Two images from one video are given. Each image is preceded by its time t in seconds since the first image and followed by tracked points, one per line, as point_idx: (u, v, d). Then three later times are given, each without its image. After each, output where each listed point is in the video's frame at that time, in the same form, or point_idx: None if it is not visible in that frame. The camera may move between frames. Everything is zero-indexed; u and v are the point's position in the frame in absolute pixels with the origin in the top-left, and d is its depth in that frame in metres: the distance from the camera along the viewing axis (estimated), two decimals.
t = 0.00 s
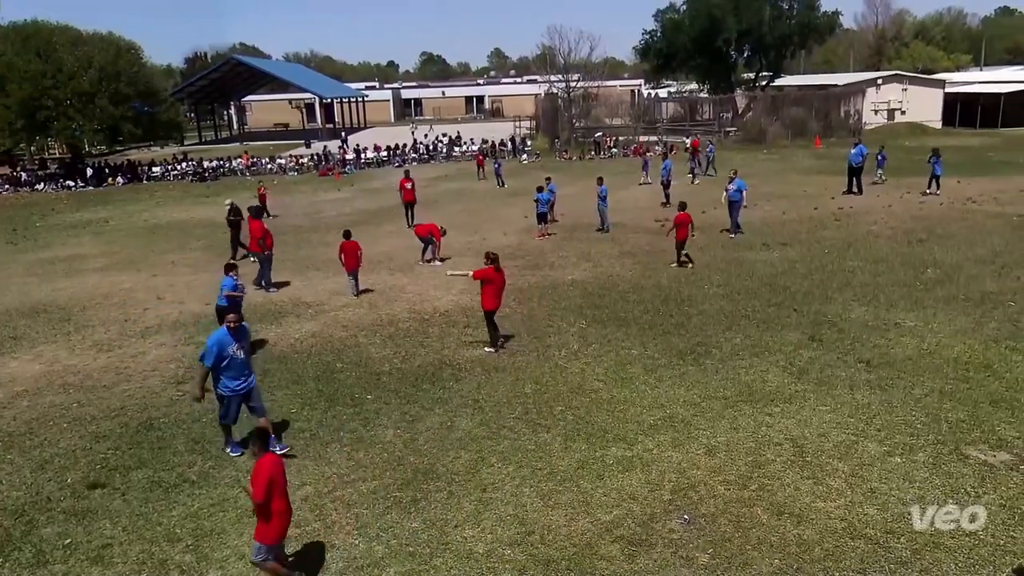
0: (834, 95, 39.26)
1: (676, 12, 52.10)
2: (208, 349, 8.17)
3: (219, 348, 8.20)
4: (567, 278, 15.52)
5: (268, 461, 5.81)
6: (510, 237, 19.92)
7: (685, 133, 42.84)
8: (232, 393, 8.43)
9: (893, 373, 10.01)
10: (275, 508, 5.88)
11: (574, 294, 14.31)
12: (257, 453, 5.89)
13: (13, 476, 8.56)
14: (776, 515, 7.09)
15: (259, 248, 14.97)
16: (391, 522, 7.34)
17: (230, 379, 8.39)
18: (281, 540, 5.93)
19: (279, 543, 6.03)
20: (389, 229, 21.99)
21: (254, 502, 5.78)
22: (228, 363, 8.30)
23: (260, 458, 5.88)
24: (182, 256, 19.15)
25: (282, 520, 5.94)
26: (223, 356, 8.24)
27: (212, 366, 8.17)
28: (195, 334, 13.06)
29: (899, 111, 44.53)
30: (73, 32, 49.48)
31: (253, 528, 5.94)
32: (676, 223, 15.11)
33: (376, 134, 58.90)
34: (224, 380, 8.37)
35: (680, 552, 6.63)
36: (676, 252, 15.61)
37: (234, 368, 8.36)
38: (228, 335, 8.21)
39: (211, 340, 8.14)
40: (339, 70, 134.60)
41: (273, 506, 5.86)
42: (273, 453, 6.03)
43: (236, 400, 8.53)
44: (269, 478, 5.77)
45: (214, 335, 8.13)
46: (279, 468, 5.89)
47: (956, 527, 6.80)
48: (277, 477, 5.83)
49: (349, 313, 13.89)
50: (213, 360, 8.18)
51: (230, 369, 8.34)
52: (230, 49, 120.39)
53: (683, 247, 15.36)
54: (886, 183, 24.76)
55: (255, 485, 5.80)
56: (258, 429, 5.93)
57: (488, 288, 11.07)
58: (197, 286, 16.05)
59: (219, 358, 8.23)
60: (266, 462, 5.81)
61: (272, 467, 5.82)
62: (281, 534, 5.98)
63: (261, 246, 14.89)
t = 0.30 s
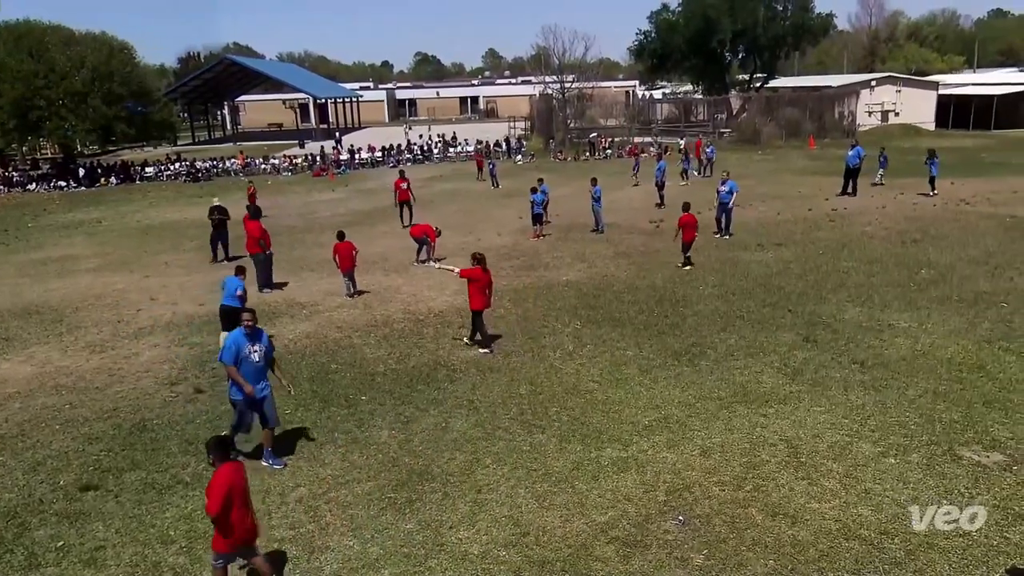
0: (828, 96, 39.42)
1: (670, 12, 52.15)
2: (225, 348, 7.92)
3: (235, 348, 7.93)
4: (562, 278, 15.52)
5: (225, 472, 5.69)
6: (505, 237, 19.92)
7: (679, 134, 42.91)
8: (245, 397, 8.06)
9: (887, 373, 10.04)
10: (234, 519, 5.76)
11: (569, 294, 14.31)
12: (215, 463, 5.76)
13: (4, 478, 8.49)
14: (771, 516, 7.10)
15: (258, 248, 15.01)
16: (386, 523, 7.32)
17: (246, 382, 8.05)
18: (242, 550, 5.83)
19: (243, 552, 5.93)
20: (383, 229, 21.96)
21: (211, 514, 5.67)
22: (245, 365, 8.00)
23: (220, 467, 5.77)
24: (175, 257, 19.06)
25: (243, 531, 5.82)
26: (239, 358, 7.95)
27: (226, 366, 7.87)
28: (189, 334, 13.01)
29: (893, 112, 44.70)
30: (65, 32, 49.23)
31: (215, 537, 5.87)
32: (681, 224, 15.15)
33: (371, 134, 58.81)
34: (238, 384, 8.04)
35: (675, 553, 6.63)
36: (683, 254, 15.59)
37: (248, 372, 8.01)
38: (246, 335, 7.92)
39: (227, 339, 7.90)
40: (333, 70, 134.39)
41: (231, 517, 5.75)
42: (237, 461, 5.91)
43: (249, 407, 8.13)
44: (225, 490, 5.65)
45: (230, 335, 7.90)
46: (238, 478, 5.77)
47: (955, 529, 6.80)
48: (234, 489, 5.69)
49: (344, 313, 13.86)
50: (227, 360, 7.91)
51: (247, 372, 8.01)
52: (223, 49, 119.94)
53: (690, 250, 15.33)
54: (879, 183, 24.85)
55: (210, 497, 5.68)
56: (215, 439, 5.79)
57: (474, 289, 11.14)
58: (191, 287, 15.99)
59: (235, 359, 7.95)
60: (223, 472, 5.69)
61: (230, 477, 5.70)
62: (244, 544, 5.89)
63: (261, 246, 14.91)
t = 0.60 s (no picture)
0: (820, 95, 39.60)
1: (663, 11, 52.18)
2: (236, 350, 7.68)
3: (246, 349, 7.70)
4: (556, 278, 15.51)
5: (176, 474, 5.70)
6: (498, 237, 19.90)
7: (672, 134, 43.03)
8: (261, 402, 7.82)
9: (880, 372, 10.06)
10: (185, 522, 5.78)
11: (563, 294, 14.30)
12: (165, 466, 5.78)
13: None
14: (765, 514, 7.10)
15: (254, 248, 14.90)
16: (380, 524, 7.29)
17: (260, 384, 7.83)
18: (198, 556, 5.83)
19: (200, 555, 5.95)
20: (377, 229, 21.92)
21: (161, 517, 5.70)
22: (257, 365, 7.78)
23: (173, 469, 5.78)
24: (167, 258, 18.97)
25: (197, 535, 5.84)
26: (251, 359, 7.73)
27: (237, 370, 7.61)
28: (181, 336, 12.95)
29: (885, 111, 44.88)
30: (56, 31, 48.96)
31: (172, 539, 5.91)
32: (686, 224, 15.03)
33: (364, 134, 58.68)
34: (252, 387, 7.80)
35: (670, 552, 6.63)
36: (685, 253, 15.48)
37: (258, 374, 7.75)
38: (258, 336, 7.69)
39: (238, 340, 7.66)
40: (326, 70, 134.03)
41: (183, 520, 5.76)
42: (194, 464, 5.91)
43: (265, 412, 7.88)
44: (174, 492, 5.66)
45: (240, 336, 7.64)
46: (190, 481, 5.76)
47: (955, 527, 6.79)
48: (183, 491, 5.70)
49: (337, 314, 13.82)
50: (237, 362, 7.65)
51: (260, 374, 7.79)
52: (216, 49, 119.54)
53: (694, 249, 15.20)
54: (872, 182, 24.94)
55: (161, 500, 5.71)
56: (165, 442, 5.79)
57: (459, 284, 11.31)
58: (183, 288, 15.92)
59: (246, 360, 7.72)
60: (174, 475, 5.70)
61: (180, 480, 5.71)
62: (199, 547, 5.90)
63: (256, 246, 14.81)
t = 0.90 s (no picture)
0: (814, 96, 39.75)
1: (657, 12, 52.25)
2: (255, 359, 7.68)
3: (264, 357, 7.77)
4: (550, 279, 15.51)
5: (128, 482, 5.67)
6: (493, 238, 19.90)
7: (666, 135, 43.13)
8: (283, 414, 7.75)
9: (873, 372, 10.09)
10: (137, 530, 5.74)
11: (557, 295, 14.30)
12: (118, 472, 5.74)
13: None
14: (759, 515, 7.11)
15: (249, 248, 14.81)
16: (375, 525, 7.27)
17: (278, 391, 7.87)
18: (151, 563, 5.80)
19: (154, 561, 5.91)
20: (371, 230, 21.91)
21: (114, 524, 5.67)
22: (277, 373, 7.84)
23: (126, 476, 5.75)
24: (160, 258, 18.90)
25: (151, 543, 5.80)
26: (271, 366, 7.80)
27: (258, 380, 7.59)
28: (174, 337, 12.90)
29: (878, 113, 45.06)
30: (48, 31, 48.77)
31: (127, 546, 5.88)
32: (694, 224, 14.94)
33: (357, 135, 58.60)
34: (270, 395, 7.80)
35: (664, 552, 6.63)
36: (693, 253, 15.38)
37: (286, 383, 7.74)
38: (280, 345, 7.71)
39: (261, 351, 7.63)
40: (320, 70, 133.80)
41: (136, 528, 5.73)
42: (148, 471, 5.88)
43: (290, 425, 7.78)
44: (126, 499, 5.63)
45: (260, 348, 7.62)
46: (144, 488, 5.74)
47: (955, 528, 6.80)
48: (136, 498, 5.67)
49: (331, 314, 13.81)
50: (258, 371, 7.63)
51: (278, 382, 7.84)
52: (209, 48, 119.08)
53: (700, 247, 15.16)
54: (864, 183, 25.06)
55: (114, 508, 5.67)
56: (118, 449, 5.75)
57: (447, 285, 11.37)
58: (176, 288, 15.86)
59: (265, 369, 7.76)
60: (127, 482, 5.67)
61: (132, 487, 5.68)
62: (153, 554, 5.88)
63: (251, 245, 14.75)
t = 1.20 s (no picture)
0: (807, 95, 39.87)
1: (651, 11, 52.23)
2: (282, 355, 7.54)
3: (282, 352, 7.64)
4: (544, 278, 15.50)
5: (80, 483, 5.50)
6: (487, 237, 19.88)
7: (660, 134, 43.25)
8: (306, 410, 7.84)
9: (867, 370, 10.11)
10: (91, 535, 5.48)
11: (551, 294, 14.28)
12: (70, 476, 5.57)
13: None
14: (754, 513, 7.12)
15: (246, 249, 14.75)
16: (369, 525, 7.26)
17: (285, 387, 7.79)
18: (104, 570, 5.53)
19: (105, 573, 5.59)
20: (365, 229, 21.83)
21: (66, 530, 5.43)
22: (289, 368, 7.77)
23: (78, 480, 5.58)
24: (153, 259, 18.80)
25: (103, 551, 5.52)
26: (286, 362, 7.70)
27: (296, 376, 7.52)
28: (167, 337, 12.84)
29: (871, 111, 45.18)
30: (39, 30, 48.54)
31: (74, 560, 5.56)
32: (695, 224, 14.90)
33: (351, 134, 58.46)
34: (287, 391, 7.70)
35: (659, 551, 6.62)
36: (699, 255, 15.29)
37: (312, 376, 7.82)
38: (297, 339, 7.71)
39: (291, 346, 7.53)
40: (313, 69, 133.21)
41: (89, 532, 5.47)
42: (100, 474, 5.71)
43: (309, 420, 7.92)
44: (79, 501, 5.44)
45: (291, 344, 7.52)
46: (96, 490, 5.55)
47: (956, 527, 6.78)
48: (89, 500, 5.47)
49: (325, 314, 13.76)
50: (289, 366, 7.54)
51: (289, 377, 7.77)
52: (202, 48, 118.66)
53: (703, 249, 15.11)
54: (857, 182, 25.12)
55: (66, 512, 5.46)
56: (71, 451, 5.60)
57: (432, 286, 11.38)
58: (170, 289, 15.79)
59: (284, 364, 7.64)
60: (79, 484, 5.50)
61: (85, 489, 5.49)
62: (104, 565, 5.57)
63: (247, 246, 14.68)
